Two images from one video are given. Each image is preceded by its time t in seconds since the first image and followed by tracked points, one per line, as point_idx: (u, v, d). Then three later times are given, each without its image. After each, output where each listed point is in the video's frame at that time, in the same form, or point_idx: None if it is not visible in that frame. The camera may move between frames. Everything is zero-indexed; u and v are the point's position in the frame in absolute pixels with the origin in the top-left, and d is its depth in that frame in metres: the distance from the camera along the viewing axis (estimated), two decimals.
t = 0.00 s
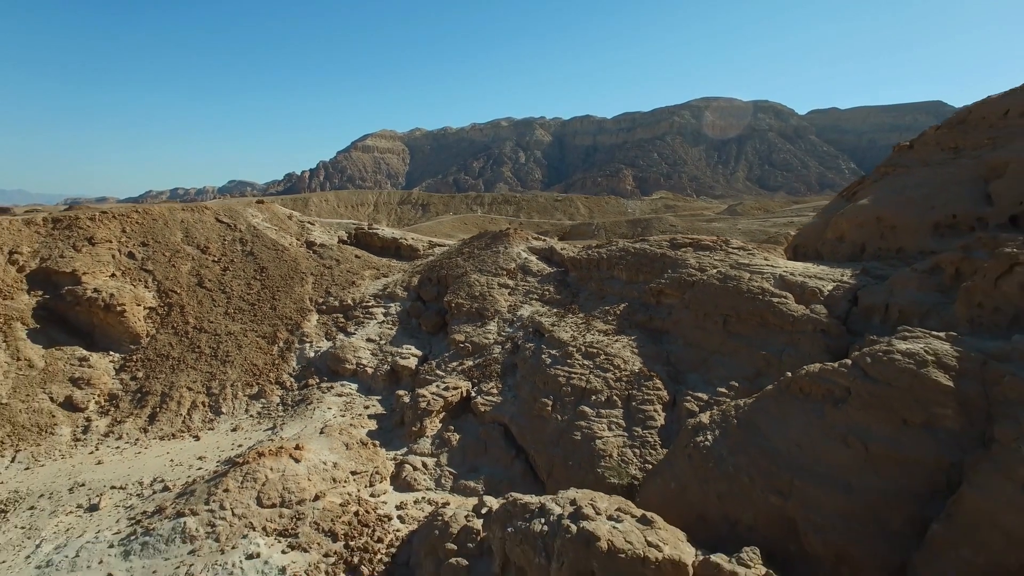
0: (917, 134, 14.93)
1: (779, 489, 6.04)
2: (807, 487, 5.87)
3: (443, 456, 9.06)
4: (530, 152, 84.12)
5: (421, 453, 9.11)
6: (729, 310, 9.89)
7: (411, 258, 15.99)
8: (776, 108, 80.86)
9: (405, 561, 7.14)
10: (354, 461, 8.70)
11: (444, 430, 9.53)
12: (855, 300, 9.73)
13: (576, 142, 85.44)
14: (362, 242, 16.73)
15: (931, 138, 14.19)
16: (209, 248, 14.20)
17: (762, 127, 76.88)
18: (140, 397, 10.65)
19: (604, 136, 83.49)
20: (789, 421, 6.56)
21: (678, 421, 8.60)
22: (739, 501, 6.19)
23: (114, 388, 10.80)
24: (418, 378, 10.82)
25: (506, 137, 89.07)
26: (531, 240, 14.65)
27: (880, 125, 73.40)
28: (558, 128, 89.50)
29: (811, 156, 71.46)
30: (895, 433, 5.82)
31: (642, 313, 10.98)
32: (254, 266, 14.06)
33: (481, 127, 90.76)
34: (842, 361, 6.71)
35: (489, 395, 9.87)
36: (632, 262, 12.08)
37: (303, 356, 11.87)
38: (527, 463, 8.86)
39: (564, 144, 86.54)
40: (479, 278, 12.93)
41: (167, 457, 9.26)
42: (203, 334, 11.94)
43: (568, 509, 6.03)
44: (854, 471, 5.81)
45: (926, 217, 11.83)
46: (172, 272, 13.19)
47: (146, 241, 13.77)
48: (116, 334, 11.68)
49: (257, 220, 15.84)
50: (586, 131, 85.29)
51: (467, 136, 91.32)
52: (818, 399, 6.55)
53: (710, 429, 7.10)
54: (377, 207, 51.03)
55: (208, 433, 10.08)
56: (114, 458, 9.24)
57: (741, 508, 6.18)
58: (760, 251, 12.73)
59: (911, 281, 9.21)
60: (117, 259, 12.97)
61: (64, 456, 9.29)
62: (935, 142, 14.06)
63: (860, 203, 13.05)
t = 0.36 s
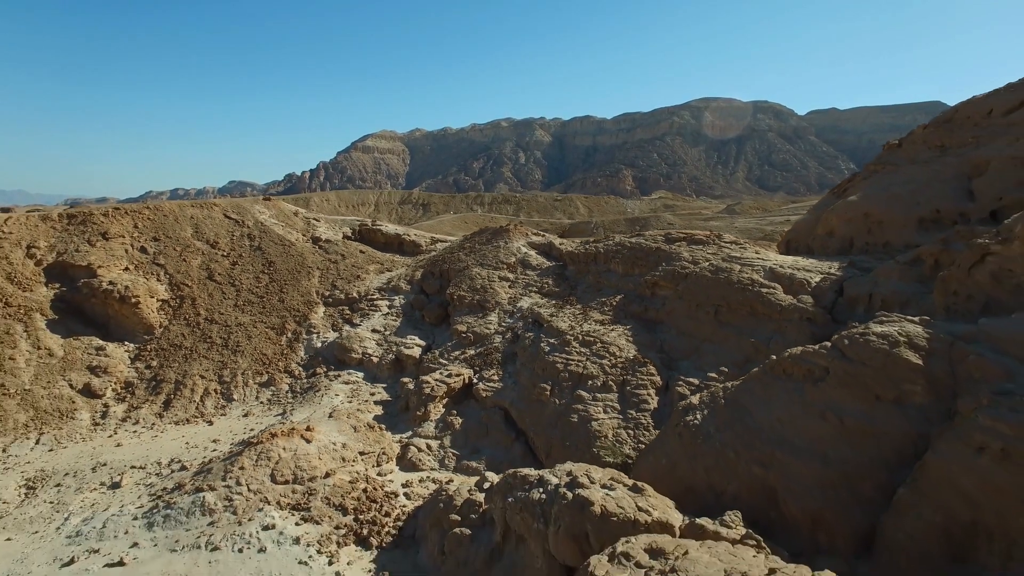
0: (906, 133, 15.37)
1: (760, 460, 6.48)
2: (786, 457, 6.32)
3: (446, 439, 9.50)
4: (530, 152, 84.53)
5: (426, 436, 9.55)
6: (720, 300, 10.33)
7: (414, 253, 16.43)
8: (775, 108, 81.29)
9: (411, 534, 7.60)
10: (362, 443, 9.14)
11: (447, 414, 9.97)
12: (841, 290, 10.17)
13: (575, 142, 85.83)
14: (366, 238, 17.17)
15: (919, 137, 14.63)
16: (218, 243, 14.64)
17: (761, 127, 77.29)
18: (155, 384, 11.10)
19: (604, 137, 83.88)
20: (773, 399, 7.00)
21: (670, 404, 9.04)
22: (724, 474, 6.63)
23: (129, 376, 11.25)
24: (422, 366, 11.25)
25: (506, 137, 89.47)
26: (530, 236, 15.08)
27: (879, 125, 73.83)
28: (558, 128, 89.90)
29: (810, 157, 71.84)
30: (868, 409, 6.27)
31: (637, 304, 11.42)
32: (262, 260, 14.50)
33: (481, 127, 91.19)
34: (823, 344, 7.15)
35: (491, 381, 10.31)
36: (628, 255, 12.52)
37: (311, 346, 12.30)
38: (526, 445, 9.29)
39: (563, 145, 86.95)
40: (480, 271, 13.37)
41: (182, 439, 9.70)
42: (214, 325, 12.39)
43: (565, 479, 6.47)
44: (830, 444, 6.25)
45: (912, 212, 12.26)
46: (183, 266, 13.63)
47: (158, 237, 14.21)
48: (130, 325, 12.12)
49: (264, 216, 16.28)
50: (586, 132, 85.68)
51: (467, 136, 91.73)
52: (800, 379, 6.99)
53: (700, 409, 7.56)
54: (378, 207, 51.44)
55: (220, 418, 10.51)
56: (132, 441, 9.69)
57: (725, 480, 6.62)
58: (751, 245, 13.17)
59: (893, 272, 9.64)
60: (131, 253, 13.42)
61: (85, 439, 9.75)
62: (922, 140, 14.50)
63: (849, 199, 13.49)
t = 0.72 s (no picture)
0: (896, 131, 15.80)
1: (745, 435, 6.92)
2: (768, 432, 6.76)
3: (449, 423, 9.93)
4: (530, 152, 84.92)
5: (430, 420, 9.99)
6: (712, 291, 10.78)
7: (417, 249, 16.87)
8: (775, 108, 81.70)
9: (418, 510, 8.04)
10: (370, 426, 9.58)
11: (450, 400, 10.41)
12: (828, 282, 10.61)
13: (575, 142, 86.25)
14: (370, 234, 17.61)
15: (908, 135, 15.07)
16: (227, 238, 15.08)
17: (761, 128, 77.69)
18: (169, 372, 11.55)
19: (604, 137, 84.29)
20: (758, 380, 7.44)
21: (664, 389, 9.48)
22: (712, 449, 7.08)
23: (144, 365, 11.71)
24: (426, 356, 11.70)
25: (506, 138, 89.89)
26: (531, 232, 15.52)
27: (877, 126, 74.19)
28: (558, 128, 90.30)
29: (810, 157, 72.23)
30: (846, 387, 6.71)
31: (633, 296, 11.86)
32: (270, 255, 14.94)
33: (482, 128, 91.62)
34: (807, 329, 7.59)
35: (492, 369, 10.75)
36: (624, 249, 12.96)
37: (318, 337, 12.74)
38: (526, 429, 9.73)
39: (563, 145, 87.36)
40: (482, 265, 13.81)
41: (198, 424, 10.15)
42: (224, 317, 12.83)
43: (562, 453, 6.90)
44: (810, 419, 6.70)
45: (899, 207, 12.69)
46: (193, 260, 14.07)
47: (169, 232, 14.65)
48: (144, 317, 12.57)
49: (271, 213, 16.73)
50: (586, 132, 86.08)
51: (467, 137, 92.17)
52: (784, 360, 7.44)
53: (690, 391, 8.01)
54: (380, 207, 51.87)
55: (233, 405, 10.95)
56: (150, 425, 10.14)
57: (713, 454, 7.06)
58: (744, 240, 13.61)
59: (878, 263, 10.08)
60: (143, 248, 13.87)
61: (104, 423, 10.21)
62: (911, 139, 14.94)
63: (839, 196, 13.93)
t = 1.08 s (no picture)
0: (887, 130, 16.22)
1: (732, 414, 7.37)
2: (753, 411, 7.21)
3: (453, 409, 10.37)
4: (530, 152, 85.29)
5: (435, 406, 10.43)
6: (705, 283, 11.21)
7: (421, 245, 17.30)
8: (774, 109, 82.09)
9: (424, 487, 8.47)
10: (377, 411, 10.01)
11: (454, 387, 10.84)
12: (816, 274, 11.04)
13: (575, 142, 86.64)
14: (374, 231, 18.05)
15: (898, 134, 15.50)
16: (236, 234, 15.52)
17: (760, 128, 78.08)
18: (183, 362, 11.99)
19: (604, 137, 84.66)
20: (746, 363, 7.88)
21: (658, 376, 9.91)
22: (701, 427, 7.52)
23: (159, 355, 12.16)
24: (430, 346, 12.13)
25: (506, 138, 90.27)
26: (531, 228, 15.95)
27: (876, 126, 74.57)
28: (558, 128, 90.67)
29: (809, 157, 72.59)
30: (826, 368, 7.15)
31: (629, 288, 12.30)
32: (278, 250, 15.37)
33: (482, 128, 92.02)
34: (792, 315, 8.02)
35: (494, 358, 11.19)
36: (622, 244, 13.39)
37: (326, 328, 13.17)
38: (527, 414, 10.16)
39: (563, 145, 87.76)
40: (484, 260, 14.24)
41: (212, 410, 10.59)
42: (235, 309, 13.27)
43: (561, 431, 7.34)
44: (792, 399, 7.14)
45: (888, 203, 13.12)
46: (204, 255, 14.50)
47: (179, 228, 15.09)
48: (158, 309, 13.03)
49: (278, 210, 17.16)
50: (586, 132, 86.46)
51: (467, 137, 92.59)
52: (770, 345, 7.87)
53: (683, 375, 8.45)
54: (381, 207, 52.28)
55: (244, 392, 11.39)
56: (166, 411, 10.59)
57: (703, 433, 7.50)
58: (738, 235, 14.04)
59: (864, 255, 10.51)
60: (155, 243, 14.32)
61: (122, 410, 10.68)
62: (901, 138, 15.38)
63: (830, 193, 14.37)
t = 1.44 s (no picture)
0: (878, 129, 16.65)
1: (721, 396, 7.82)
2: (741, 392, 7.66)
3: (457, 396, 10.81)
4: (531, 153, 85.58)
5: (439, 393, 10.87)
6: (699, 275, 11.65)
7: (423, 241, 17.75)
8: (774, 109, 82.43)
9: (430, 468, 8.91)
10: (384, 398, 10.46)
11: (457, 376, 11.28)
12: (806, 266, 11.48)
13: (575, 142, 86.99)
14: (378, 228, 18.49)
15: (889, 133, 15.94)
16: (244, 231, 15.97)
17: (760, 128, 78.43)
18: (196, 352, 12.44)
19: (604, 138, 84.96)
20: (734, 349, 8.33)
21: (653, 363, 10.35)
22: (692, 408, 7.97)
23: (172, 346, 12.61)
24: (434, 337, 12.57)
25: (506, 138, 90.58)
26: (531, 225, 16.37)
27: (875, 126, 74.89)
28: (558, 128, 90.97)
29: (808, 157, 72.88)
30: (809, 352, 7.60)
31: (626, 282, 12.73)
32: (285, 246, 15.81)
33: (482, 129, 92.40)
34: (779, 303, 8.46)
35: (496, 348, 11.63)
36: (619, 239, 13.82)
37: (333, 321, 13.60)
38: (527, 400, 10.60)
39: (563, 145, 88.10)
40: (485, 255, 14.67)
41: (225, 397, 11.03)
42: (245, 302, 13.71)
43: (560, 411, 7.78)
44: (777, 381, 7.59)
45: (877, 199, 13.55)
46: (214, 251, 14.95)
47: (190, 224, 15.54)
48: (170, 302, 13.49)
49: (285, 208, 17.60)
50: (586, 132, 86.77)
51: (467, 137, 92.95)
52: (757, 331, 8.32)
53: (676, 361, 8.91)
54: (382, 207, 52.64)
55: (255, 381, 11.83)
56: (181, 398, 11.04)
57: (694, 413, 7.94)
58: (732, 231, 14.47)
59: (851, 249, 10.95)
60: (167, 239, 14.76)
61: (139, 397, 11.13)
62: (891, 136, 15.81)
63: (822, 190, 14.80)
